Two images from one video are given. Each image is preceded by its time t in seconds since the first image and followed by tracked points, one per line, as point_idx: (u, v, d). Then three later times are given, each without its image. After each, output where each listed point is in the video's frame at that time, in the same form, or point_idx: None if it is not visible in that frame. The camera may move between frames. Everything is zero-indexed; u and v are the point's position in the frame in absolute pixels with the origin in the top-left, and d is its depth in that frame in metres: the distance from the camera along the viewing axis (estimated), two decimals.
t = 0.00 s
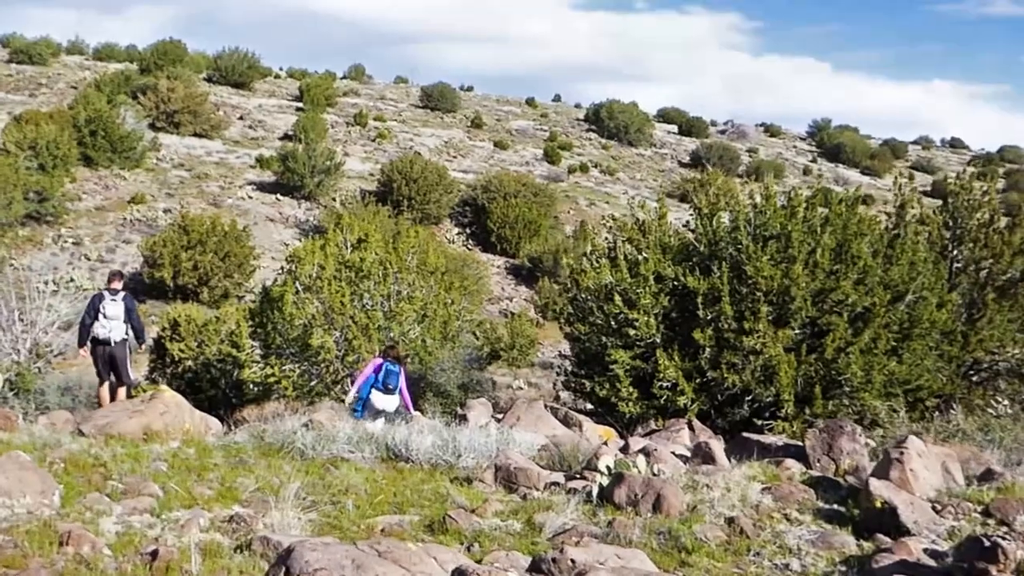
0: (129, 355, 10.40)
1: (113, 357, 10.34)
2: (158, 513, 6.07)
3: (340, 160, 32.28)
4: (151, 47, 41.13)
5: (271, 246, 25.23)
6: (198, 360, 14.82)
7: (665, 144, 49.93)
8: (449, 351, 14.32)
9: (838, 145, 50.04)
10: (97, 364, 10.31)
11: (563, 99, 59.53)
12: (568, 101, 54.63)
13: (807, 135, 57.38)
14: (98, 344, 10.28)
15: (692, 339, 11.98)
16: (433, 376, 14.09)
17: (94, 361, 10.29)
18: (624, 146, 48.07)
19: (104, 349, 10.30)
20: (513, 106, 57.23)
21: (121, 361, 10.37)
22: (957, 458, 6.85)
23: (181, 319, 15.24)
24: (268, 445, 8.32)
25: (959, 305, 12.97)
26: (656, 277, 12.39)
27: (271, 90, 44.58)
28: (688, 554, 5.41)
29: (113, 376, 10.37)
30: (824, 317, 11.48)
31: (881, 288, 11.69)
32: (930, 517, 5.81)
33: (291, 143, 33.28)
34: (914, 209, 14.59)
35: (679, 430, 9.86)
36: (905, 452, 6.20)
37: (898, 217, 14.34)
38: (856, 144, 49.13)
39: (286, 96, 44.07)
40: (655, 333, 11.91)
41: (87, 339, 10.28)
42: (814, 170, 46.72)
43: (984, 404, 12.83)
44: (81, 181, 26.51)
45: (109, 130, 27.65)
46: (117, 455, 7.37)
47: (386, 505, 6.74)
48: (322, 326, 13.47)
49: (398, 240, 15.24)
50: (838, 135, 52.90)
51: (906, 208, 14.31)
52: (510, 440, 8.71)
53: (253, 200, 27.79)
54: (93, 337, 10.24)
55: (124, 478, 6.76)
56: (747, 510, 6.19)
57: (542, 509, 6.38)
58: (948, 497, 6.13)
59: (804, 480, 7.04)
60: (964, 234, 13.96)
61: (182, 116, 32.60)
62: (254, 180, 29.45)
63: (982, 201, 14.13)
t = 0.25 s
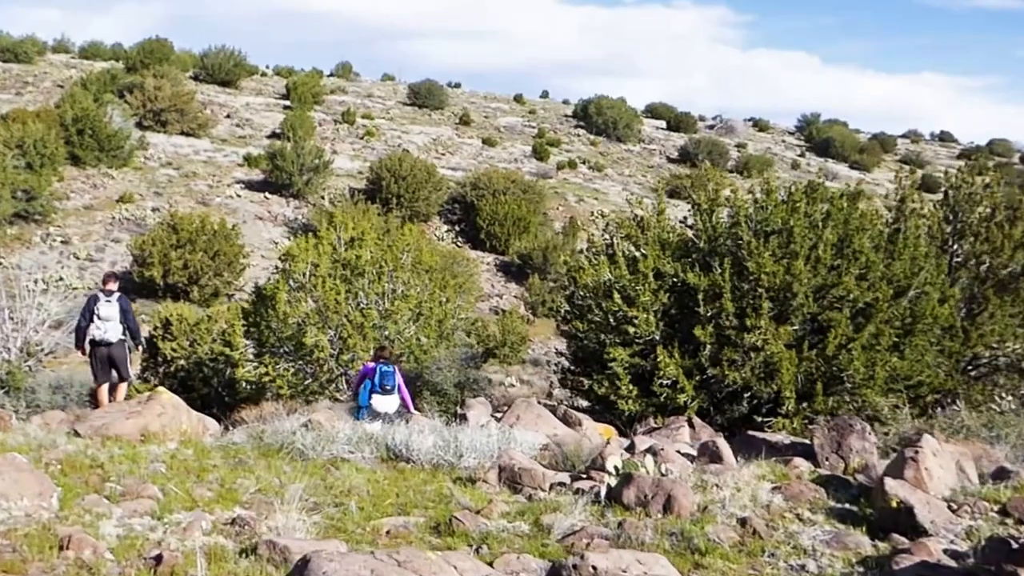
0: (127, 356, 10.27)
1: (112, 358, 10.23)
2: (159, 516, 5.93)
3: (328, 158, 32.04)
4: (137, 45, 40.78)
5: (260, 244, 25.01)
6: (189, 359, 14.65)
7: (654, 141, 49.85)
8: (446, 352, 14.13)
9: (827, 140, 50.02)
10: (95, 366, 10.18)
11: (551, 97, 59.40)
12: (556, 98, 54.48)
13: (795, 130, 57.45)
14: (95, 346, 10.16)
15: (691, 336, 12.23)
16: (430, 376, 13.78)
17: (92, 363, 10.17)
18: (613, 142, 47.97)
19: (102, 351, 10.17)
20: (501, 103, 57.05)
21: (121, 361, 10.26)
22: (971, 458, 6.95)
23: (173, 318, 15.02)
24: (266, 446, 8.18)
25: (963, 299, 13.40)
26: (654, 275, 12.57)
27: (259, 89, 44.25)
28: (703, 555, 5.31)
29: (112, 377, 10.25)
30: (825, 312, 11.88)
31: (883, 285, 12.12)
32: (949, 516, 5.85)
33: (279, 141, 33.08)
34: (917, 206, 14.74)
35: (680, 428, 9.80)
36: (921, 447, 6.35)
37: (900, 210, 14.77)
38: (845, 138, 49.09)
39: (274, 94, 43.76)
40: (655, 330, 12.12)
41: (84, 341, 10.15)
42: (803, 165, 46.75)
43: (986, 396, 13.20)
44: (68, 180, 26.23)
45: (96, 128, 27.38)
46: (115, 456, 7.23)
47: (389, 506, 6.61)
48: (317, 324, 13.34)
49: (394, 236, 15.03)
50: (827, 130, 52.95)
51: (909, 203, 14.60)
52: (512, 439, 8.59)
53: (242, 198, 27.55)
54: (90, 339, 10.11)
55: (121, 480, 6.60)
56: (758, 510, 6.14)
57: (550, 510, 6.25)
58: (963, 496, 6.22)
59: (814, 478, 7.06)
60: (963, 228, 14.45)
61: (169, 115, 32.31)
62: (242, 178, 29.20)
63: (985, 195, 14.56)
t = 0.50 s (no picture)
0: (124, 356, 10.12)
1: (109, 359, 10.04)
2: (160, 519, 5.76)
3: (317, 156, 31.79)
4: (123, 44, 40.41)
5: (249, 243, 24.76)
6: (181, 358, 14.28)
7: (642, 137, 49.73)
8: (439, 349, 14.16)
9: (817, 135, 50.00)
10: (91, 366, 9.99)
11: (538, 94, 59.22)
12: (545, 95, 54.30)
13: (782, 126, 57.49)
14: (92, 345, 10.00)
15: (691, 333, 12.29)
16: (424, 374, 13.90)
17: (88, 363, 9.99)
18: (601, 138, 47.83)
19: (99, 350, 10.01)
20: (489, 100, 56.83)
21: (117, 363, 10.07)
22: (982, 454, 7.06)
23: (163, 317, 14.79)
24: (264, 446, 8.02)
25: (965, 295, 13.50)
26: (655, 271, 12.64)
27: (246, 87, 43.89)
28: (718, 557, 5.23)
29: (107, 378, 10.07)
30: (826, 308, 11.90)
31: (886, 280, 12.16)
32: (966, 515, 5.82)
33: (266, 139, 32.80)
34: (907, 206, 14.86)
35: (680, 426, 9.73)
36: (939, 441, 6.43)
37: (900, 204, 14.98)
38: (834, 133, 49.00)
39: (261, 92, 43.43)
40: (654, 327, 12.18)
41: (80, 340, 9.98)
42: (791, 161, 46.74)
43: (988, 391, 13.30)
44: (54, 179, 25.92)
45: (83, 127, 27.08)
46: (110, 458, 7.04)
47: (393, 507, 6.45)
48: (311, 323, 13.16)
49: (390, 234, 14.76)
50: (816, 125, 52.98)
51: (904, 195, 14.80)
52: (513, 438, 8.45)
53: (230, 197, 27.29)
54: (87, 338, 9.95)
55: (120, 482, 6.42)
56: (770, 511, 6.08)
57: (557, 510, 6.12)
58: (978, 495, 6.30)
59: (823, 476, 7.07)
60: (963, 222, 14.68)
61: (155, 114, 31.96)
62: (230, 177, 28.93)
63: (987, 190, 14.81)
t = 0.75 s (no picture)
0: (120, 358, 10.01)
1: (105, 359, 9.91)
2: (157, 524, 5.63)
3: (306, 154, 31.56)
4: (109, 41, 40.11)
5: (238, 241, 24.54)
6: (170, 357, 13.98)
7: (631, 135, 49.66)
8: (436, 346, 14.09)
9: (800, 134, 50.02)
10: (86, 366, 9.81)
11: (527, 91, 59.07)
12: (534, 93, 54.15)
13: (770, 124, 57.56)
14: (89, 345, 9.83)
15: (692, 329, 12.27)
16: (422, 372, 13.81)
17: (83, 363, 9.82)
18: (590, 136, 47.75)
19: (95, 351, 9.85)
20: (478, 98, 56.64)
21: (112, 364, 9.95)
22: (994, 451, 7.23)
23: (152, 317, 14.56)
24: (263, 447, 7.89)
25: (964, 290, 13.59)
26: (656, 267, 12.58)
27: (233, 85, 43.56)
28: (735, 557, 5.15)
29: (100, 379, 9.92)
30: (826, 304, 11.88)
31: (887, 276, 12.16)
32: (983, 513, 5.87)
33: (255, 137, 32.56)
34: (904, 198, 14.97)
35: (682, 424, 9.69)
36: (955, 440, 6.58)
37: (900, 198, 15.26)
38: (818, 131, 48.97)
39: (249, 90, 43.12)
40: (655, 323, 12.10)
41: (78, 340, 9.81)
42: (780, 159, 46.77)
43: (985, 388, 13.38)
44: (40, 178, 25.63)
45: (69, 125, 26.80)
46: (105, 461, 6.90)
47: (396, 508, 6.32)
48: (305, 322, 12.92)
49: (390, 233, 14.52)
50: (800, 124, 52.93)
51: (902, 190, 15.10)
52: (517, 437, 8.35)
53: (218, 195, 27.05)
54: (85, 338, 9.79)
55: (114, 487, 6.29)
56: (783, 509, 6.05)
57: (568, 509, 6.02)
58: (992, 492, 6.47)
59: (834, 474, 7.07)
60: (961, 217, 14.99)
61: (142, 112, 31.68)
62: (219, 175, 28.68)
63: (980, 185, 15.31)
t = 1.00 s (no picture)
0: (112, 364, 9.86)
1: (96, 366, 9.76)
2: (155, 530, 5.50)
3: (296, 152, 31.32)
4: (97, 39, 39.79)
5: (227, 240, 24.32)
6: (160, 358, 13.55)
7: (620, 133, 49.57)
8: (432, 343, 13.93)
9: (786, 132, 49.97)
10: (76, 373, 9.72)
11: (517, 89, 58.91)
12: (524, 91, 54.00)
13: (757, 122, 57.63)
14: (79, 351, 9.70)
15: (691, 325, 12.19)
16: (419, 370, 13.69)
17: (74, 369, 9.72)
18: (579, 134, 47.64)
19: (86, 357, 9.72)
20: (467, 96, 56.45)
21: (104, 369, 9.80)
22: (1003, 445, 7.23)
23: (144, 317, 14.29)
24: (262, 448, 7.76)
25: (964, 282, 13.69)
26: (654, 263, 12.49)
27: (222, 83, 43.25)
28: (751, 557, 5.08)
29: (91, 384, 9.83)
30: (825, 299, 11.84)
31: (886, 270, 12.14)
32: (999, 508, 5.89)
33: (245, 135, 32.32)
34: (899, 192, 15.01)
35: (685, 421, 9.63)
36: (967, 432, 6.58)
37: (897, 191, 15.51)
38: (804, 128, 49.06)
39: (238, 88, 42.82)
40: (655, 320, 12.02)
41: (68, 347, 9.66)
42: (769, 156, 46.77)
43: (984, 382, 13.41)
44: (26, 177, 25.33)
45: (56, 124, 26.52)
46: (99, 465, 6.75)
47: (400, 510, 6.18)
48: (300, 320, 12.74)
49: (387, 231, 14.28)
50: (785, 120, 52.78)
51: (899, 185, 15.29)
52: (520, 435, 8.25)
53: (208, 193, 26.82)
54: (75, 344, 9.65)
55: (109, 491, 6.15)
56: (796, 507, 5.99)
57: (577, 509, 5.93)
58: (1005, 487, 6.46)
59: (845, 470, 7.04)
60: (957, 213, 15.31)
61: (131, 110, 31.23)
62: (208, 173, 28.41)
63: (971, 183, 15.72)
